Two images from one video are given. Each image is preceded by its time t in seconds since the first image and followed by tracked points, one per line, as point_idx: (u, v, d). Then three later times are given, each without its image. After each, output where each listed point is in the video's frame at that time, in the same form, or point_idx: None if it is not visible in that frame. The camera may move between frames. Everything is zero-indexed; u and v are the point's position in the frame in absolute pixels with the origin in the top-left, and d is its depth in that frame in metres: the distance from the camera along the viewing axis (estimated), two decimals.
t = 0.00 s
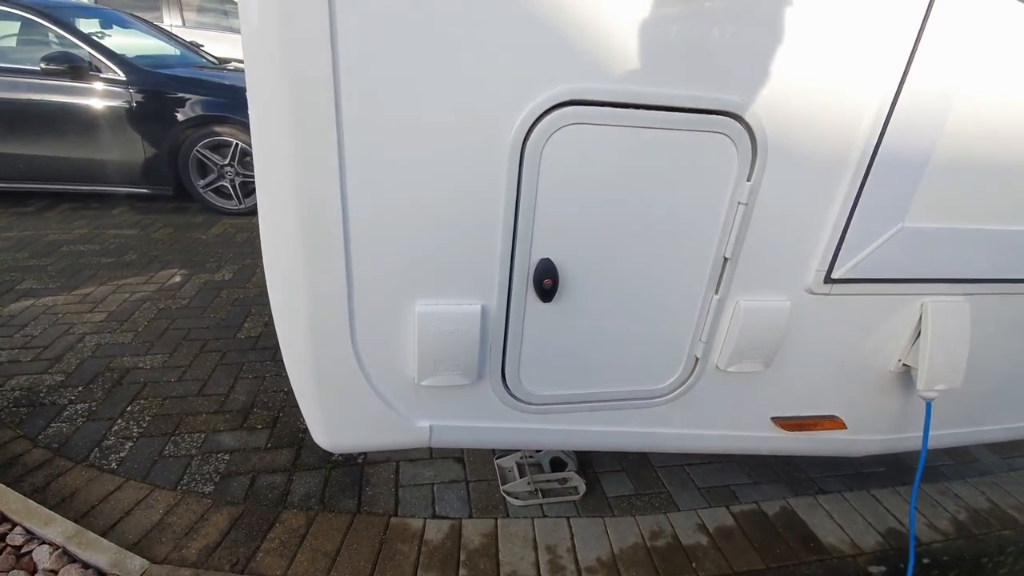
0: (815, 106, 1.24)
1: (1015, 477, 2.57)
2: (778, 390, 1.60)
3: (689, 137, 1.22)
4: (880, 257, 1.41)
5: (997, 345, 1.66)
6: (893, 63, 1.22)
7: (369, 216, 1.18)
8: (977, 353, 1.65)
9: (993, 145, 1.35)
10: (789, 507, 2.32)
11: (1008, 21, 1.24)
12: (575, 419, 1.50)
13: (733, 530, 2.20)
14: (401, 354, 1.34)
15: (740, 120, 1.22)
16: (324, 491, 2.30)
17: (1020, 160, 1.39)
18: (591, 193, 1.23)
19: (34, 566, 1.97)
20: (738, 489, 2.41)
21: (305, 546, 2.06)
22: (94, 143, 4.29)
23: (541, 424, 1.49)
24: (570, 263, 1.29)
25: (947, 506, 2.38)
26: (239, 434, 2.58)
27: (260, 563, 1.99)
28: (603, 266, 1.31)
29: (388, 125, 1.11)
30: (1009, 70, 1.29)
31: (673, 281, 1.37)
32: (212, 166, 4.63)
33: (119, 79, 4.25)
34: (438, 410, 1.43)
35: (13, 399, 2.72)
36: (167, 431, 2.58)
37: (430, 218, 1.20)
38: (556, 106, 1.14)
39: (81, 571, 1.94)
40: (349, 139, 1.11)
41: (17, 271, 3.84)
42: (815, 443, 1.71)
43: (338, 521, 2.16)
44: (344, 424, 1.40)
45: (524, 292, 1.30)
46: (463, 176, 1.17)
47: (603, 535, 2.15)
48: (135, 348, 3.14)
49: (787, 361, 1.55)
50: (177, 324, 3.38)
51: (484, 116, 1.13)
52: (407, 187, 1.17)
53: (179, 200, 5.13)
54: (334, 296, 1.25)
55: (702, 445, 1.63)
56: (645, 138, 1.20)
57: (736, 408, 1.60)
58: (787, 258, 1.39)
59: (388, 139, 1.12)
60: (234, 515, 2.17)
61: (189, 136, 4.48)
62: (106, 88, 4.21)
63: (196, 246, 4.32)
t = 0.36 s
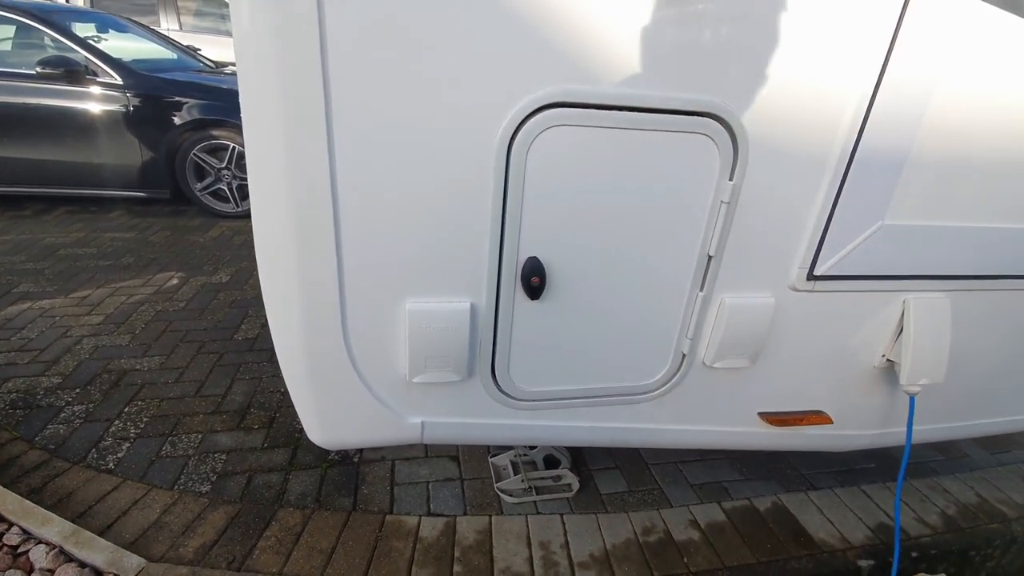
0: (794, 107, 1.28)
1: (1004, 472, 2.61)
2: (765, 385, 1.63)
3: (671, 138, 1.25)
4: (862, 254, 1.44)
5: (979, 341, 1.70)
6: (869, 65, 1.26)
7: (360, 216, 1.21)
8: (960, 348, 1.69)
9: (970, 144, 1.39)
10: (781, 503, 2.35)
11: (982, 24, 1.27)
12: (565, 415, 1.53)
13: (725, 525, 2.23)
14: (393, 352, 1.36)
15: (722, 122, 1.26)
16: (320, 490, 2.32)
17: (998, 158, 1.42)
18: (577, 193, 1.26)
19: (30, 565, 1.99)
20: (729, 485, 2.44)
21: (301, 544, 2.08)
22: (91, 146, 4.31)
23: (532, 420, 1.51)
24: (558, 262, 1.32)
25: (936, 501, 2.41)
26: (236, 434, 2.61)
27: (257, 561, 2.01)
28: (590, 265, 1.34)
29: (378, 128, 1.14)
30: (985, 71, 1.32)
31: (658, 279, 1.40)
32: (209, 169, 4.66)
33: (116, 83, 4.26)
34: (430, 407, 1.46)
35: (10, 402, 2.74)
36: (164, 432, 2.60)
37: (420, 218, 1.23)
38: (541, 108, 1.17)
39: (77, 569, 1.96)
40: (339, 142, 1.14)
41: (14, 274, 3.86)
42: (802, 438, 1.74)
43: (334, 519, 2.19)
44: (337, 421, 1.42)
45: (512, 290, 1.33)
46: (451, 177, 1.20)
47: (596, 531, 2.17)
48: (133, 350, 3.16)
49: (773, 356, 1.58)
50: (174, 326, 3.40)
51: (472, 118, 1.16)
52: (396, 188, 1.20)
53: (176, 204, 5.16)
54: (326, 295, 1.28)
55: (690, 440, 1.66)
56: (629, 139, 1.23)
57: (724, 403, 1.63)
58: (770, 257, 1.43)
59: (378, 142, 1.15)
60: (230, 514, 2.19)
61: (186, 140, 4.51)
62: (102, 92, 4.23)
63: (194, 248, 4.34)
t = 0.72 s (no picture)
0: (777, 111, 1.33)
1: (993, 467, 2.65)
2: (754, 381, 1.67)
3: (660, 141, 1.30)
4: (846, 252, 1.49)
5: (963, 337, 1.75)
6: (848, 70, 1.31)
7: (361, 218, 1.26)
8: (943, 344, 1.73)
9: (949, 146, 1.44)
10: (773, 498, 2.39)
11: (958, 31, 1.33)
12: (560, 410, 1.57)
13: (719, 519, 2.27)
14: (393, 348, 1.41)
15: (710, 126, 1.30)
16: (321, 487, 2.37)
17: (976, 160, 1.48)
18: (569, 194, 1.30)
19: (37, 561, 2.04)
20: (724, 481, 2.48)
21: (303, 539, 2.12)
22: (91, 151, 4.36)
23: (528, 415, 1.56)
24: (551, 261, 1.36)
25: (926, 495, 2.45)
26: (239, 433, 2.65)
27: (259, 556, 2.05)
28: (582, 264, 1.39)
29: (378, 133, 1.19)
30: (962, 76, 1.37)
31: (649, 278, 1.44)
32: (210, 173, 4.70)
33: (116, 88, 4.31)
34: (429, 402, 1.50)
35: (14, 402, 2.78)
36: (167, 431, 2.64)
37: (418, 219, 1.28)
38: (534, 113, 1.22)
39: (83, 564, 2.00)
40: (340, 146, 1.19)
41: (16, 277, 3.90)
42: (792, 432, 1.78)
43: (335, 515, 2.23)
44: (339, 416, 1.47)
45: (508, 288, 1.37)
46: (447, 179, 1.25)
47: (592, 526, 2.21)
48: (136, 352, 3.20)
49: (761, 353, 1.62)
50: (176, 327, 3.44)
51: (466, 123, 1.21)
52: (395, 190, 1.24)
53: (177, 207, 5.20)
54: (328, 294, 1.32)
55: (683, 434, 1.71)
56: (619, 143, 1.28)
57: (714, 398, 1.67)
58: (757, 255, 1.48)
59: (377, 146, 1.20)
60: (233, 511, 2.23)
61: (186, 144, 4.55)
62: (102, 96, 4.27)
63: (194, 251, 4.38)
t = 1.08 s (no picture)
0: (765, 113, 1.37)
1: (988, 464, 2.68)
2: (748, 376, 1.71)
3: (652, 142, 1.34)
4: (835, 249, 1.53)
5: (952, 332, 1.78)
6: (832, 73, 1.36)
7: (361, 216, 1.30)
8: (933, 339, 1.77)
9: (934, 146, 1.48)
10: (770, 494, 2.42)
11: (940, 33, 1.37)
12: (557, 405, 1.61)
13: (715, 515, 2.30)
14: (392, 344, 1.45)
15: (700, 126, 1.34)
16: (322, 484, 2.40)
17: (961, 158, 1.51)
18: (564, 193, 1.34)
19: (44, 557, 2.07)
20: (720, 478, 2.51)
21: (305, 535, 2.16)
22: (95, 155, 4.41)
23: (526, 409, 1.59)
24: (546, 259, 1.40)
25: (921, 492, 2.48)
26: (241, 432, 2.68)
27: (262, 551, 2.09)
28: (577, 261, 1.42)
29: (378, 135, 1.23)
30: (946, 76, 1.41)
31: (642, 275, 1.48)
32: (211, 177, 4.73)
33: (118, 93, 4.36)
34: (428, 397, 1.54)
35: (19, 403, 2.81)
36: (170, 431, 2.68)
37: (416, 218, 1.32)
38: (529, 114, 1.26)
39: (89, 561, 2.04)
40: (341, 148, 1.23)
41: (21, 281, 3.94)
42: (785, 427, 1.81)
43: (336, 511, 2.26)
44: (340, 411, 1.50)
45: (505, 285, 1.41)
46: (444, 179, 1.29)
47: (590, 522, 2.24)
48: (139, 353, 3.24)
49: (753, 349, 1.66)
50: (179, 329, 3.48)
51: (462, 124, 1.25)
52: (395, 190, 1.28)
53: (179, 211, 5.24)
54: (330, 291, 1.36)
55: (678, 429, 1.74)
56: (612, 143, 1.32)
57: (708, 394, 1.71)
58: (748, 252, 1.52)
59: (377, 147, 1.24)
60: (236, 508, 2.27)
61: (188, 148, 4.60)
62: (105, 102, 4.32)
63: (196, 255, 4.42)
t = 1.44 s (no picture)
0: (765, 112, 1.39)
1: (991, 464, 2.68)
2: (749, 374, 1.72)
3: (653, 140, 1.35)
4: (835, 248, 1.54)
5: (953, 331, 1.79)
6: (831, 72, 1.37)
7: (367, 214, 1.31)
8: (934, 337, 1.78)
9: (934, 145, 1.49)
10: (772, 494, 2.42)
11: (939, 33, 1.38)
12: (559, 403, 1.62)
13: (718, 514, 2.31)
14: (398, 341, 1.46)
15: (701, 126, 1.36)
16: (327, 482, 2.42)
17: (961, 156, 1.53)
18: (566, 192, 1.36)
19: (51, 554, 2.08)
20: (723, 477, 2.52)
21: (309, 532, 2.17)
22: (100, 157, 4.44)
23: (529, 407, 1.61)
24: (550, 257, 1.42)
25: (924, 491, 2.48)
26: (246, 431, 2.70)
27: (267, 549, 2.10)
28: (580, 260, 1.44)
29: (383, 134, 1.25)
30: (945, 75, 1.43)
31: (644, 273, 1.50)
32: (216, 179, 4.77)
33: (124, 96, 4.40)
34: (432, 394, 1.55)
35: (26, 403, 2.83)
36: (176, 430, 2.70)
37: (421, 217, 1.34)
38: (532, 115, 1.28)
39: (96, 558, 2.06)
40: (348, 148, 1.25)
41: (27, 282, 3.97)
42: (787, 426, 1.83)
43: (341, 509, 2.28)
44: (346, 408, 1.52)
45: (508, 283, 1.43)
46: (449, 177, 1.31)
47: (593, 520, 2.25)
48: (145, 353, 3.26)
49: (755, 347, 1.67)
50: (184, 330, 3.51)
51: (466, 124, 1.27)
52: (400, 189, 1.30)
53: (184, 213, 5.28)
54: (336, 289, 1.38)
55: (680, 427, 1.75)
56: (614, 142, 1.34)
57: (710, 391, 1.72)
58: (749, 251, 1.53)
59: (383, 146, 1.26)
60: (241, 506, 2.28)
61: (193, 150, 4.63)
62: (110, 104, 4.36)
63: (201, 256, 4.45)
